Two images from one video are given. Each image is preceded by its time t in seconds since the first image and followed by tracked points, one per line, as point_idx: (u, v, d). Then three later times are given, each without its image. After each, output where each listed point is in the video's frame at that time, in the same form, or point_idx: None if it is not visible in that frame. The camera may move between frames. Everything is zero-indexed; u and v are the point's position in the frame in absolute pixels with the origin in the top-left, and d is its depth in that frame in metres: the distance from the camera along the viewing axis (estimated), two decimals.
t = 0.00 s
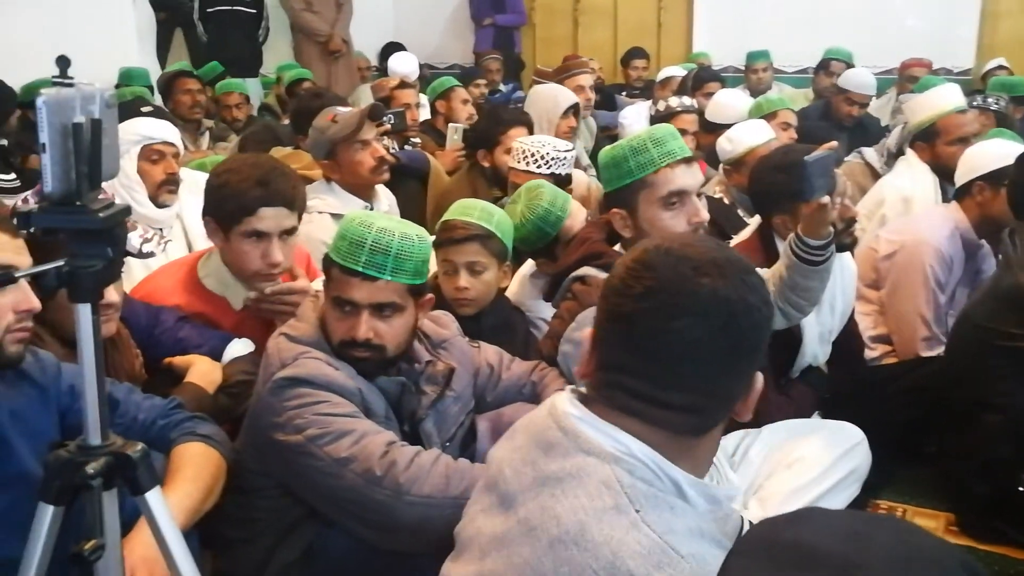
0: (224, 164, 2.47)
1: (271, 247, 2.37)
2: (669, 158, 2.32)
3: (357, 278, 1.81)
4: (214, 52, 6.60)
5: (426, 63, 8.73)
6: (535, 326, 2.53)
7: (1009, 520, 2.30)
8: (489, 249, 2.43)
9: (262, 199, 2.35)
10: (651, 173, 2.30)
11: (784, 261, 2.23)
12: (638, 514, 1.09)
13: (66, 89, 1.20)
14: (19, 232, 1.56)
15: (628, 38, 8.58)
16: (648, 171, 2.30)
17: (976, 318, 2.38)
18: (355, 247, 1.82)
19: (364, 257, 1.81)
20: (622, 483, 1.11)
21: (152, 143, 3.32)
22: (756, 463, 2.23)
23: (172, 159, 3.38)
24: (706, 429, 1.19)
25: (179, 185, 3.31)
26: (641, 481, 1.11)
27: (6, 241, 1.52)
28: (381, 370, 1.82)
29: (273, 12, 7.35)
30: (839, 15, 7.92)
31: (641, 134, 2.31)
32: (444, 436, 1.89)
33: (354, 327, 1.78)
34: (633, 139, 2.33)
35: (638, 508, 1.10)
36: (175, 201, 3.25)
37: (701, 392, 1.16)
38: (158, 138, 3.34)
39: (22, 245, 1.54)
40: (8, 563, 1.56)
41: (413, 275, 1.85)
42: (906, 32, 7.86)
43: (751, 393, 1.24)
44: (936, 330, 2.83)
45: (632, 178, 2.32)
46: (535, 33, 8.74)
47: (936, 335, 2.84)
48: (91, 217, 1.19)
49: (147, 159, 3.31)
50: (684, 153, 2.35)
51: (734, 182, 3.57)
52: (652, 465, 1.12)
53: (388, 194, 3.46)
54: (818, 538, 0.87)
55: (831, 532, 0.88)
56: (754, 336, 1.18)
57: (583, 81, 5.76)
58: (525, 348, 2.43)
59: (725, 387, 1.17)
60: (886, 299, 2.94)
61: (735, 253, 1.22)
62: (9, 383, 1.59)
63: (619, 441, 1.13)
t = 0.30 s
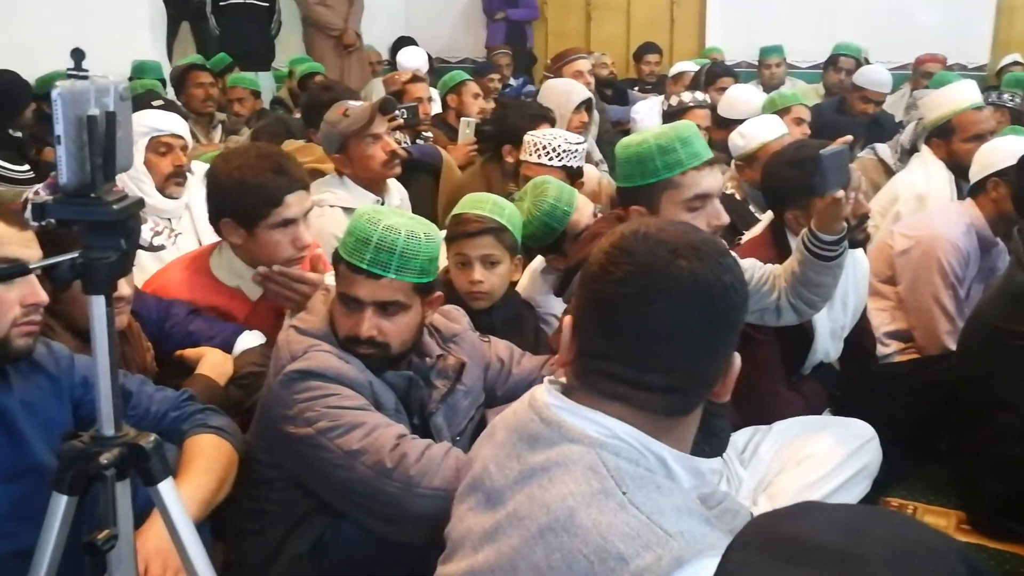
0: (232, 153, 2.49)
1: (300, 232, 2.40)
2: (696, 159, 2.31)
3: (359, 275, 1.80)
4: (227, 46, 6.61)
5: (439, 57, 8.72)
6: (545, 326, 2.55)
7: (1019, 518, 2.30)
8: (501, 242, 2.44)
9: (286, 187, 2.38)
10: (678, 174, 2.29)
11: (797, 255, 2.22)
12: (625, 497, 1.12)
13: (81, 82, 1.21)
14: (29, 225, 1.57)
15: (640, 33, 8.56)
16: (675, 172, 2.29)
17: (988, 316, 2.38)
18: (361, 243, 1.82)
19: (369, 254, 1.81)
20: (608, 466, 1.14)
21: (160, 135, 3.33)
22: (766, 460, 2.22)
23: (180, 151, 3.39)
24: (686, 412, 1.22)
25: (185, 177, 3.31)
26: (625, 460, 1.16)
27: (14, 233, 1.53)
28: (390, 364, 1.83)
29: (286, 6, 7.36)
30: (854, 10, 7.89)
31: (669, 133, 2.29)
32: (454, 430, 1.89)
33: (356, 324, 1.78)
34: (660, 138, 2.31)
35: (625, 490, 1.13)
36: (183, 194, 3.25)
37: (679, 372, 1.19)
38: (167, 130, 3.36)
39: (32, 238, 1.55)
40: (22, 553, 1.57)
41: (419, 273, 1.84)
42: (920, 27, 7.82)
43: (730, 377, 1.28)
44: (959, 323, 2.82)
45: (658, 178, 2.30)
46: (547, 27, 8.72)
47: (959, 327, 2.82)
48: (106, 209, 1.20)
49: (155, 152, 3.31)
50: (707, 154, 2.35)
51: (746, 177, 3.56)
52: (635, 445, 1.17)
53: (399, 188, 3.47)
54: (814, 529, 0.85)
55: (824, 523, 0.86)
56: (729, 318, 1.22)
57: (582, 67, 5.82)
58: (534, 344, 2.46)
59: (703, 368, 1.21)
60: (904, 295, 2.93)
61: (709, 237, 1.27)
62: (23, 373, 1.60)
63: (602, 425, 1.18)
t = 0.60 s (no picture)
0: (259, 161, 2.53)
1: (327, 238, 2.42)
2: (744, 176, 2.30)
3: (398, 283, 1.81)
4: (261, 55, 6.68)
5: (470, 67, 8.74)
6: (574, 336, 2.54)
7: None
8: (533, 250, 2.44)
9: (310, 192, 2.41)
10: (730, 190, 2.27)
11: (829, 266, 2.21)
12: (616, 479, 1.16)
13: (120, 91, 1.23)
14: (68, 233, 1.60)
15: (671, 43, 8.54)
16: (727, 188, 2.27)
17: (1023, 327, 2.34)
18: (397, 250, 1.83)
19: (406, 261, 1.82)
20: (609, 450, 1.19)
21: (189, 144, 3.38)
22: (798, 473, 2.21)
23: (208, 159, 3.43)
24: (692, 408, 1.21)
25: (214, 186, 3.36)
26: (629, 449, 1.19)
27: (53, 241, 1.56)
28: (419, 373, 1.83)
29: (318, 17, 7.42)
30: (887, 20, 7.83)
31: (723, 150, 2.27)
32: (483, 439, 1.89)
33: (397, 332, 1.80)
34: (710, 152, 2.28)
35: (618, 474, 1.17)
36: (212, 201, 3.29)
37: (678, 360, 1.20)
38: (195, 139, 3.40)
39: (70, 246, 1.58)
40: (57, 558, 1.58)
41: (454, 278, 1.85)
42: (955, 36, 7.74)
43: (752, 384, 1.24)
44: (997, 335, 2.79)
45: (709, 193, 2.27)
46: (578, 37, 8.72)
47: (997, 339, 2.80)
48: (143, 216, 1.22)
49: (184, 160, 3.36)
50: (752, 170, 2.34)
51: (778, 188, 3.54)
52: (645, 435, 1.20)
53: (430, 198, 3.48)
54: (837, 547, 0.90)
55: (843, 539, 0.92)
56: (743, 316, 1.20)
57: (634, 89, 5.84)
58: (563, 352, 2.46)
59: (706, 363, 1.20)
60: (941, 307, 2.90)
61: (743, 240, 1.27)
62: (61, 378, 1.63)
63: (615, 414, 1.22)
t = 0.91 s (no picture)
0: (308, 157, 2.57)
1: (363, 234, 2.45)
2: (812, 189, 2.28)
3: (479, 280, 1.84)
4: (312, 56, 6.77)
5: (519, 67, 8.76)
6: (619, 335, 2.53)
7: None
8: (579, 250, 2.44)
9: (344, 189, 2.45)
10: (795, 200, 2.25)
11: (881, 268, 2.20)
12: (614, 465, 1.21)
13: (179, 90, 1.26)
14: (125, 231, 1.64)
15: (723, 44, 8.48)
16: (792, 198, 2.25)
17: None
18: (466, 250, 1.85)
19: (478, 259, 1.85)
20: (617, 438, 1.24)
21: (243, 141, 3.43)
22: (846, 479, 2.18)
23: (262, 155, 3.48)
24: (689, 398, 1.24)
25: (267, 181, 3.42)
26: (637, 437, 1.23)
27: (111, 238, 1.60)
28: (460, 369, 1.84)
29: (369, 17, 7.50)
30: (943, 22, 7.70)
31: (796, 159, 2.25)
32: (525, 439, 1.89)
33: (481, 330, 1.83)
34: (784, 160, 2.26)
35: (616, 461, 1.21)
36: (264, 197, 3.34)
37: (683, 347, 1.23)
38: (249, 136, 3.46)
39: (127, 243, 1.61)
40: (110, 546, 1.62)
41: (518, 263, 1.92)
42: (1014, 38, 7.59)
43: (751, 385, 1.22)
44: None
45: (774, 199, 2.25)
46: (628, 38, 8.68)
47: None
48: (198, 211, 1.25)
49: (238, 156, 3.41)
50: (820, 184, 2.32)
51: (830, 190, 3.49)
52: (656, 425, 1.24)
53: (478, 198, 3.50)
54: (897, 556, 0.89)
55: (902, 549, 0.90)
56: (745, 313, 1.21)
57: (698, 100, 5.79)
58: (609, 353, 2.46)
59: (699, 353, 1.22)
60: (995, 312, 2.82)
61: (782, 245, 1.26)
62: (113, 372, 1.66)
63: (630, 403, 1.26)
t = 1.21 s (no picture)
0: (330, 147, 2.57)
1: (366, 226, 2.44)
2: (843, 193, 2.26)
3: (504, 275, 1.84)
4: (331, 49, 6.78)
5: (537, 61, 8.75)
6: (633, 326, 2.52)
7: None
8: (597, 246, 2.44)
9: (345, 181, 2.45)
10: (826, 203, 2.24)
11: (902, 262, 2.19)
12: (576, 460, 1.21)
13: (200, 81, 1.26)
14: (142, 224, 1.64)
15: (742, 39, 8.44)
16: (822, 200, 2.24)
17: None
18: (489, 245, 1.85)
19: (501, 254, 1.85)
20: (590, 431, 1.24)
21: (263, 131, 3.45)
22: (862, 475, 2.18)
23: (281, 146, 3.50)
24: (657, 387, 1.23)
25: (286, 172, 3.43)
26: (608, 431, 1.23)
27: (126, 232, 1.60)
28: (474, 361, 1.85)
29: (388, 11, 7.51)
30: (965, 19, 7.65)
31: (829, 161, 2.24)
32: (540, 433, 1.89)
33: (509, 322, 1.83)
34: (820, 162, 2.24)
35: (579, 455, 1.22)
36: (284, 187, 3.36)
37: (654, 330, 1.23)
38: (269, 127, 3.47)
39: (142, 236, 1.61)
40: (127, 535, 1.63)
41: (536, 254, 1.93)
42: None
43: (711, 375, 1.20)
44: None
45: (803, 200, 2.24)
46: (647, 32, 8.63)
47: None
48: (218, 202, 1.25)
49: (258, 147, 3.43)
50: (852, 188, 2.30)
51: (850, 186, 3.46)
52: (631, 417, 1.23)
53: (496, 191, 3.49)
54: (916, 548, 0.88)
55: (923, 546, 0.88)
56: (710, 303, 1.19)
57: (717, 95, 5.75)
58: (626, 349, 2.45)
59: (662, 339, 1.21)
60: (1014, 310, 2.80)
61: (768, 241, 1.23)
62: (130, 362, 1.68)
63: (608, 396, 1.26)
